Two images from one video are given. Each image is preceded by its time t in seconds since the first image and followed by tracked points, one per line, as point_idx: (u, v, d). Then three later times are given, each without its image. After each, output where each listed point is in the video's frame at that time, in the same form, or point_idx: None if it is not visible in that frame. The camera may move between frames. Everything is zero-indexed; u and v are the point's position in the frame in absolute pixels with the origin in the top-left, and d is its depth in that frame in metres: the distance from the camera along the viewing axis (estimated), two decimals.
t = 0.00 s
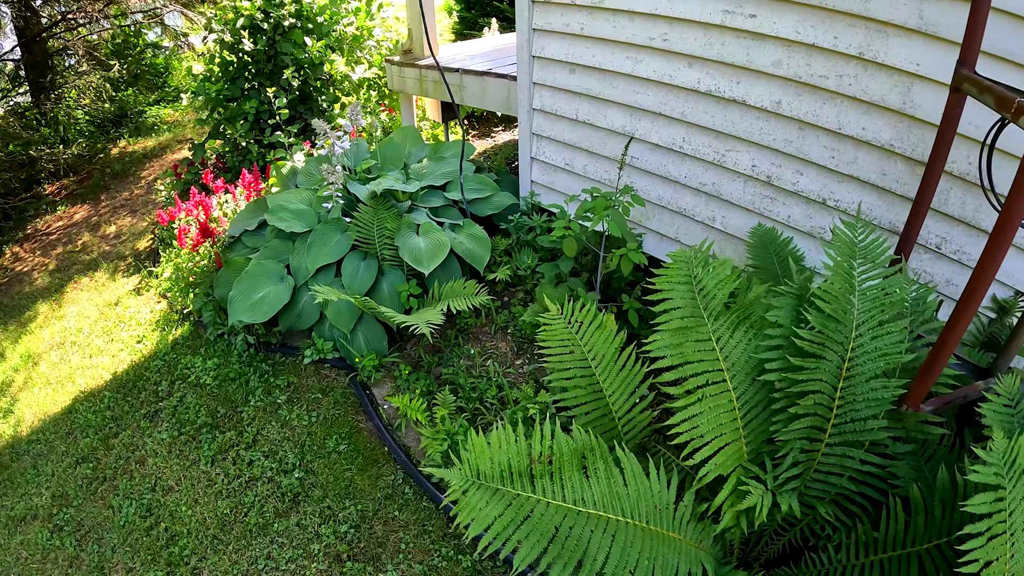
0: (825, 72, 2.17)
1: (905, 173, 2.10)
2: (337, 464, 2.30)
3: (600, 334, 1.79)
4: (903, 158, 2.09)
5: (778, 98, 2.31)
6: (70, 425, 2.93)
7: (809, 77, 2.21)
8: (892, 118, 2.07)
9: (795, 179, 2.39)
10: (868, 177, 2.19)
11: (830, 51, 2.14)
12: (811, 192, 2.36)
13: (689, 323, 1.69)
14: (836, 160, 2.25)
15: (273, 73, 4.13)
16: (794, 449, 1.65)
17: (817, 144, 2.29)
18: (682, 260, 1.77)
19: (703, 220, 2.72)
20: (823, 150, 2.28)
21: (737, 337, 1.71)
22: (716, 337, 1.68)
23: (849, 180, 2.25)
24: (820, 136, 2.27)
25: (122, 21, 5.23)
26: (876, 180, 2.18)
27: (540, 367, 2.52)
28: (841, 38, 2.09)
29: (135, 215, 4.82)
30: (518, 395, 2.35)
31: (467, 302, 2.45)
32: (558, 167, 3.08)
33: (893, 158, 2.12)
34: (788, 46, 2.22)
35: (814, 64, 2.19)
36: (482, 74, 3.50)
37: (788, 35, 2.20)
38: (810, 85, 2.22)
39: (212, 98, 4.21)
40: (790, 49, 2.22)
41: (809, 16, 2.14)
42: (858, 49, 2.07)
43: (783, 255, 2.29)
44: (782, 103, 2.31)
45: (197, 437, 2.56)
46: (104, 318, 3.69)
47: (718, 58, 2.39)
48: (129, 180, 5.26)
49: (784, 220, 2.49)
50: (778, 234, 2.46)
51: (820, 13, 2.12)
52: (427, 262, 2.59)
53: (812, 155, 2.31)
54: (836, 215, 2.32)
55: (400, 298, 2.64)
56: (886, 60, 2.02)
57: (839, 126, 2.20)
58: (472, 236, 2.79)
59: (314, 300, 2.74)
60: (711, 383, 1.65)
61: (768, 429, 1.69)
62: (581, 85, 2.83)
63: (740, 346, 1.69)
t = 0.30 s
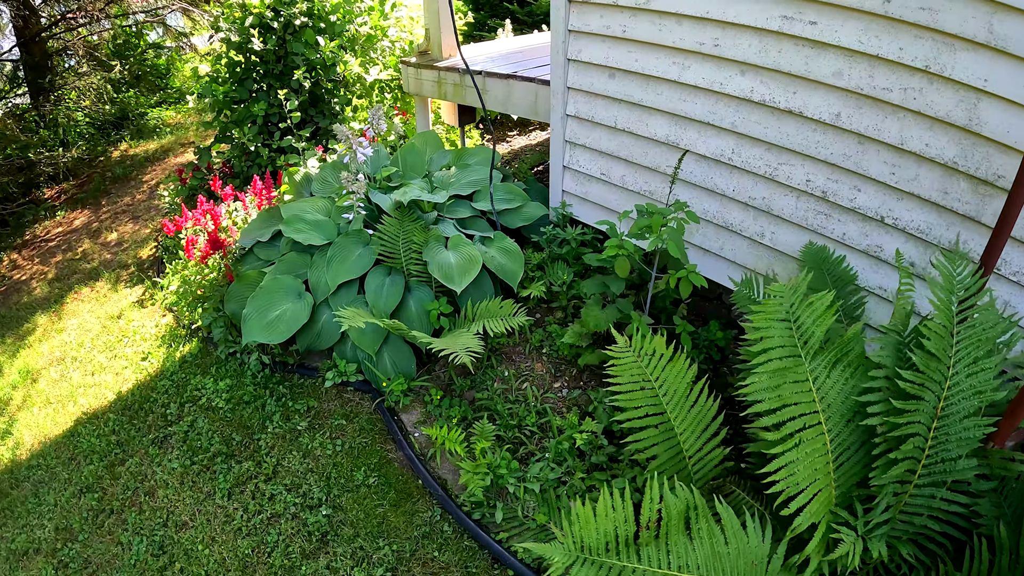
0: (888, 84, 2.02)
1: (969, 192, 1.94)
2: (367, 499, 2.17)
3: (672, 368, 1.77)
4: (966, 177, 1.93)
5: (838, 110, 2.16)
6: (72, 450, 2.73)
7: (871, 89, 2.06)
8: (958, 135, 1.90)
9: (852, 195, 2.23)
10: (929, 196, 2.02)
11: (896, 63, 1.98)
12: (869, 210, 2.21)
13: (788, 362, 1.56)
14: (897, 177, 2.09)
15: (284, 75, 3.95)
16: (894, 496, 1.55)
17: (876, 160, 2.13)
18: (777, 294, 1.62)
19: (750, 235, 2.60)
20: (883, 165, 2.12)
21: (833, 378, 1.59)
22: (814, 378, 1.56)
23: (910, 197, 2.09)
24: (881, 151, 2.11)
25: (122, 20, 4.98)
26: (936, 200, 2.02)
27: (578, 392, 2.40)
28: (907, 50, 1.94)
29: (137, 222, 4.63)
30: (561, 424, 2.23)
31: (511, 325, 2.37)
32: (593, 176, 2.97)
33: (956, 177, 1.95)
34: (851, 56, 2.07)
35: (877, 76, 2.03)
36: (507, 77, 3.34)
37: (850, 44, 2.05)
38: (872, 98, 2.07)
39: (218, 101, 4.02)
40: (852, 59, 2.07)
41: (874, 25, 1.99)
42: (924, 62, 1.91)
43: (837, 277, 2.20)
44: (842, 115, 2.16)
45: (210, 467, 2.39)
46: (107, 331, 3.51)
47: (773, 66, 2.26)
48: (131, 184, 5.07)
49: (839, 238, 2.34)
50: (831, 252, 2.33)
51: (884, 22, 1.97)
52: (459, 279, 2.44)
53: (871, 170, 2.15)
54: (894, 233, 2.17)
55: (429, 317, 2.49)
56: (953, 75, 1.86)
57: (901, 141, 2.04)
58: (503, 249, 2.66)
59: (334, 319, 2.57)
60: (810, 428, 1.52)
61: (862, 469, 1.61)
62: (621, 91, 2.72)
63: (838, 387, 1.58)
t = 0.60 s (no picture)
0: (937, 100, 1.94)
1: (1017, 211, 1.86)
2: (398, 529, 2.08)
3: (736, 402, 1.78)
4: (1014, 196, 1.86)
5: (884, 125, 2.08)
6: (79, 473, 2.60)
7: (920, 104, 1.98)
8: (1007, 153, 1.84)
9: (896, 213, 2.14)
10: (974, 215, 1.95)
11: (945, 79, 1.91)
12: (914, 228, 2.12)
13: (874, 406, 1.49)
14: (943, 194, 2.01)
15: (294, 80, 3.83)
16: (964, 529, 1.45)
17: (922, 176, 2.05)
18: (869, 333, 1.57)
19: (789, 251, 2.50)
20: (929, 182, 2.04)
21: (913, 417, 1.55)
22: (896, 418, 1.52)
23: (956, 215, 2.00)
24: (927, 168, 2.03)
25: (123, 21, 4.98)
26: (982, 218, 1.94)
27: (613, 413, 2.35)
28: (959, 66, 1.87)
29: (140, 229, 4.50)
30: (601, 448, 2.17)
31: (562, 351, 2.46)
32: (624, 187, 2.90)
33: (1003, 195, 1.88)
34: (900, 70, 2.00)
35: (926, 91, 1.96)
36: (529, 82, 3.24)
37: (900, 58, 1.98)
38: (920, 113, 1.99)
39: (224, 105, 3.88)
40: (901, 73, 2.00)
41: (924, 39, 1.92)
42: (974, 78, 1.84)
43: (879, 295, 2.13)
44: (889, 130, 2.08)
45: (228, 495, 2.27)
46: (111, 346, 3.37)
47: (819, 78, 2.18)
48: (134, 190, 4.93)
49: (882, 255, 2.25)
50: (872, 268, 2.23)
51: (936, 36, 1.89)
52: (490, 297, 2.36)
53: (916, 187, 2.07)
54: (938, 252, 2.08)
55: (457, 336, 2.40)
56: (1005, 92, 1.79)
57: (948, 159, 1.96)
58: (532, 264, 2.59)
59: (356, 338, 2.46)
60: (892, 468, 1.48)
61: (934, 501, 1.56)
62: (656, 100, 2.65)
63: (916, 425, 1.55)
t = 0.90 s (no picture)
0: (987, 111, 1.85)
1: None
2: (433, 560, 1.97)
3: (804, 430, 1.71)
4: None
5: (932, 136, 1.99)
6: (85, 497, 2.46)
7: (969, 115, 1.89)
8: None
9: (942, 225, 2.05)
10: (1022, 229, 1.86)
11: (996, 90, 1.82)
12: (960, 241, 2.02)
13: (966, 436, 1.37)
14: (990, 208, 1.92)
15: (305, 82, 3.70)
16: None
17: (969, 189, 1.95)
18: (959, 365, 1.49)
19: (831, 262, 2.40)
20: (976, 195, 1.94)
21: (995, 446, 1.44)
22: (981, 447, 1.41)
23: (1002, 228, 1.91)
24: (975, 180, 1.94)
25: (123, 22, 4.86)
26: None
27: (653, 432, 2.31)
28: (1010, 76, 1.77)
29: (144, 235, 4.36)
30: (645, 470, 2.12)
31: (602, 369, 2.43)
32: (657, 196, 2.83)
33: None
34: (950, 79, 1.91)
35: (976, 101, 1.87)
36: (552, 86, 3.15)
37: (950, 68, 1.89)
38: (970, 124, 1.90)
39: (233, 107, 3.74)
40: (952, 82, 1.91)
41: (976, 48, 1.83)
42: None
43: (924, 308, 2.06)
44: (938, 141, 1.98)
45: (248, 523, 2.14)
46: (115, 359, 3.23)
47: (867, 85, 2.08)
48: (136, 194, 4.78)
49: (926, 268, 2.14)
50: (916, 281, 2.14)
51: (988, 45, 1.80)
52: (522, 312, 2.24)
53: (964, 200, 1.97)
54: (984, 267, 1.99)
55: (488, 353, 2.30)
56: None
57: (996, 171, 1.87)
58: (564, 275, 2.48)
59: (379, 354, 2.34)
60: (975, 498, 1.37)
61: (1009, 529, 1.49)
62: (694, 105, 2.56)
63: (998, 453, 1.44)
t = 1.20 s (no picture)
0: None
1: None
2: None
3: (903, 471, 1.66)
4: None
5: (1004, 150, 1.85)
6: (90, 532, 2.26)
7: None
8: None
9: (1011, 242, 1.91)
10: None
11: None
12: None
13: None
14: None
15: (318, 82, 3.49)
16: None
17: None
18: None
19: (890, 280, 2.25)
20: None
21: None
22: None
23: None
24: None
25: (124, 21, 4.70)
26: None
27: (709, 461, 2.24)
28: None
29: (146, 242, 4.13)
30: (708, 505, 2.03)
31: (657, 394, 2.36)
32: (705, 207, 2.68)
33: None
34: None
35: None
36: (586, 87, 2.98)
37: None
38: None
39: (241, 107, 3.52)
40: None
41: None
42: None
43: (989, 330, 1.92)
44: (1009, 157, 1.84)
45: (272, 567, 1.95)
46: (118, 378, 3.02)
47: (939, 95, 1.93)
48: (137, 198, 4.57)
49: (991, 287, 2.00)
50: (980, 302, 2.00)
51: None
52: (571, 334, 2.10)
53: None
54: None
55: (533, 380, 2.17)
56: None
57: None
58: (610, 293, 2.37)
59: (413, 380, 2.17)
60: None
61: None
62: (751, 112, 2.39)
63: None
